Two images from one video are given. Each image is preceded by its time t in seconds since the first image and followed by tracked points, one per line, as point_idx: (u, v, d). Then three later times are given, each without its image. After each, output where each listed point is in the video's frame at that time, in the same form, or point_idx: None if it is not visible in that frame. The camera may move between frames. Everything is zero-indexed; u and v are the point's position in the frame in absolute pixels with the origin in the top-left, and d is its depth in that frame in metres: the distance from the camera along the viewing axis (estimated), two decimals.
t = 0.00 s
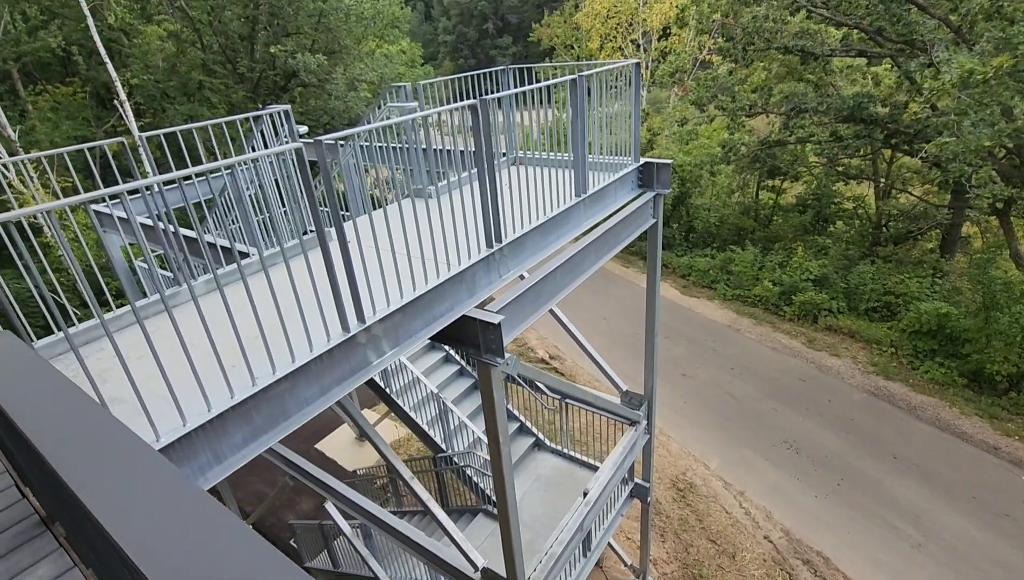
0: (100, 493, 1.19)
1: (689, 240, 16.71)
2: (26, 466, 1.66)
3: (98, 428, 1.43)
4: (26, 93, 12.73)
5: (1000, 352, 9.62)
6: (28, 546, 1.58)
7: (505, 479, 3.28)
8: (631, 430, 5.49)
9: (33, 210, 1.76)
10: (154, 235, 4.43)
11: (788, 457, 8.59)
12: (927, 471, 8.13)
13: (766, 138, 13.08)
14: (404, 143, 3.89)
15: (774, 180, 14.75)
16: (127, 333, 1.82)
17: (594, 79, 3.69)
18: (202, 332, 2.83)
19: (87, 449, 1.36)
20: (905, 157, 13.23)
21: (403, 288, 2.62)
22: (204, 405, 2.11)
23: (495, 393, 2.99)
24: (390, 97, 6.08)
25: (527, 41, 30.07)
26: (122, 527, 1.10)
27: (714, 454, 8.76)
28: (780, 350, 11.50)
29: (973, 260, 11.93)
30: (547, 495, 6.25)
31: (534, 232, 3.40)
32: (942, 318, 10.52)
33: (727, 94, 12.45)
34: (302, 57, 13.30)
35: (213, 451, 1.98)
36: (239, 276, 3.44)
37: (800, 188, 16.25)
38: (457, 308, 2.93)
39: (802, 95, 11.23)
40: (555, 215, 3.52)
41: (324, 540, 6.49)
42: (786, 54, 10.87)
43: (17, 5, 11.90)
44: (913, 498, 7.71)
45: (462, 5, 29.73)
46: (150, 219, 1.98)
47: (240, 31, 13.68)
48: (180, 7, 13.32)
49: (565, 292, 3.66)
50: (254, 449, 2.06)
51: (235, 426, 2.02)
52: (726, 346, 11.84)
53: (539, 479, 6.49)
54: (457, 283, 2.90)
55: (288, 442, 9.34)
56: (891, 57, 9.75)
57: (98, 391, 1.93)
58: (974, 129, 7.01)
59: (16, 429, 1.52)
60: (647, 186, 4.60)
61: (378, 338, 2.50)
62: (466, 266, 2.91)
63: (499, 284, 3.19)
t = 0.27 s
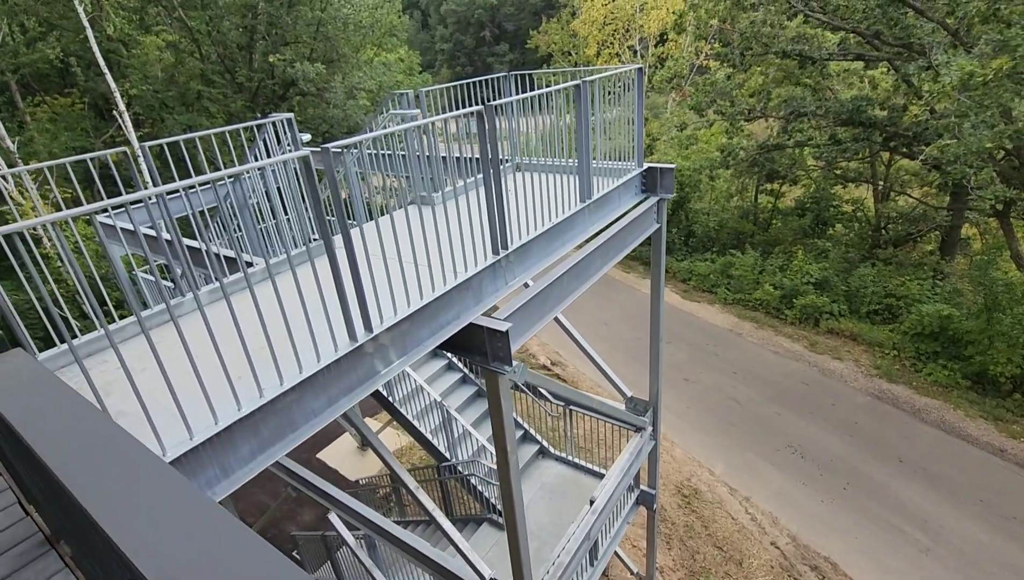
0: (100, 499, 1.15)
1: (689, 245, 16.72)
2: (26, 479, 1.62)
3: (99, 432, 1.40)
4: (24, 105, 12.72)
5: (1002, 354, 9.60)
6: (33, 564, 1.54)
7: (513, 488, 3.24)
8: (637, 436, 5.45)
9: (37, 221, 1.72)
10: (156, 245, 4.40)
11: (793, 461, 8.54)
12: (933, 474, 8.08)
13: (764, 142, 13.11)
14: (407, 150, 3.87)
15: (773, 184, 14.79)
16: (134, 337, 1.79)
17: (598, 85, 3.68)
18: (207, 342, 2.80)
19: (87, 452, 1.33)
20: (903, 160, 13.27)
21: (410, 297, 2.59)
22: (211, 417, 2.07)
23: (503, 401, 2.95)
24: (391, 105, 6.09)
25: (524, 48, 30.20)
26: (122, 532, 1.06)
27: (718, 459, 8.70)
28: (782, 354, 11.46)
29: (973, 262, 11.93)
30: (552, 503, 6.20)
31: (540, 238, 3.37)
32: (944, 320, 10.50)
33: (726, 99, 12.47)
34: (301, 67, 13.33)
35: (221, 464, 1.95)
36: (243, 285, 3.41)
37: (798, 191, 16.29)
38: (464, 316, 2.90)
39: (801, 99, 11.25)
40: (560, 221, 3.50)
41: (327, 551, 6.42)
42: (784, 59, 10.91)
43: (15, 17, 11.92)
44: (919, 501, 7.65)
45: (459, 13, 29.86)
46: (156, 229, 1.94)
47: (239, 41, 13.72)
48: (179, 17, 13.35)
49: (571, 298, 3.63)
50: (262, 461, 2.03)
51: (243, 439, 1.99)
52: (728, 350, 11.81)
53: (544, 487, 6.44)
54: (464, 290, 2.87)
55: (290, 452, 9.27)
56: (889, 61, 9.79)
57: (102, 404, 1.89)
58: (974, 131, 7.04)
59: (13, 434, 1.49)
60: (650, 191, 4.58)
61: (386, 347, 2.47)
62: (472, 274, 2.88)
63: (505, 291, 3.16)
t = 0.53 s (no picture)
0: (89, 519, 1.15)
1: (691, 250, 16.69)
2: (20, 495, 1.58)
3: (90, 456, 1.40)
4: (26, 113, 12.73)
5: (1009, 358, 9.54)
6: None
7: (521, 499, 3.18)
8: (644, 444, 5.39)
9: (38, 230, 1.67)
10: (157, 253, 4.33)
11: (800, 468, 8.46)
12: (942, 480, 8.00)
13: (766, 147, 13.11)
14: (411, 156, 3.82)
15: (774, 188, 14.80)
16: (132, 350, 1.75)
17: (604, 90, 3.65)
18: (210, 353, 2.75)
19: (76, 471, 1.32)
20: (905, 163, 13.27)
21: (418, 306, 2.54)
22: (215, 432, 2.02)
23: (511, 411, 2.90)
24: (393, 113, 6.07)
25: (524, 55, 30.29)
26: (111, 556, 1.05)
27: (724, 466, 8.62)
28: (787, 359, 11.40)
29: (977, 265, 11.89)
30: (558, 513, 6.12)
31: (547, 245, 3.33)
32: (949, 324, 10.45)
33: (729, 104, 12.49)
34: (302, 74, 13.35)
35: (226, 481, 1.89)
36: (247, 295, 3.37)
37: (800, 196, 16.30)
38: (472, 325, 2.85)
39: (804, 104, 11.27)
40: (568, 227, 3.45)
41: (330, 561, 6.34)
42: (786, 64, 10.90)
43: (17, 26, 11.94)
44: (928, 508, 7.57)
45: (459, 20, 30.00)
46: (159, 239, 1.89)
47: (240, 49, 13.74)
48: (180, 26, 13.38)
49: (579, 306, 3.58)
50: (268, 478, 1.97)
51: (249, 454, 1.93)
52: (732, 355, 11.75)
53: (549, 496, 6.36)
54: (472, 298, 2.82)
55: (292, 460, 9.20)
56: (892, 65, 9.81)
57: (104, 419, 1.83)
58: (979, 135, 7.03)
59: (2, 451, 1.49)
60: (657, 197, 4.55)
61: (393, 358, 2.42)
62: (480, 282, 2.83)
63: (513, 299, 3.11)
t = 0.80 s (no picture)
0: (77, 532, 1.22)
1: (693, 255, 16.66)
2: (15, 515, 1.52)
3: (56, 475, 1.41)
4: (27, 120, 12.72)
5: (1016, 364, 9.48)
6: None
7: (530, 511, 3.12)
8: (650, 453, 5.33)
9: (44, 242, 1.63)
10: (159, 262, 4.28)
11: (806, 475, 8.38)
12: (950, 487, 7.92)
13: (768, 152, 13.10)
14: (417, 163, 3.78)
15: (776, 193, 14.78)
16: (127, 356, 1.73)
17: (613, 96, 3.62)
18: (214, 365, 2.69)
19: (67, 474, 1.37)
20: (908, 168, 13.26)
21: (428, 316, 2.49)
22: (221, 448, 1.96)
23: (522, 423, 2.85)
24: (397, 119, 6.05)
25: (524, 60, 30.37)
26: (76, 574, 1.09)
27: (729, 474, 8.54)
28: (791, 365, 11.33)
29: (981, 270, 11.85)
30: (563, 522, 6.05)
31: (556, 253, 3.28)
32: (955, 330, 10.39)
33: (732, 109, 12.47)
34: (304, 80, 13.35)
35: (232, 499, 1.83)
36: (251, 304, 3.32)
37: (802, 201, 16.28)
38: (481, 334, 2.80)
39: (807, 109, 11.26)
40: (577, 235, 3.41)
41: (332, 571, 6.26)
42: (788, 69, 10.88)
43: (20, 33, 11.95)
44: (937, 516, 7.48)
45: (459, 26, 30.11)
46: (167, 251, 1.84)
47: (242, 55, 13.75)
48: (182, 32, 13.40)
49: (588, 314, 3.53)
50: (274, 495, 1.92)
51: (255, 471, 1.87)
52: (735, 361, 11.68)
53: (554, 505, 6.29)
54: (481, 308, 2.77)
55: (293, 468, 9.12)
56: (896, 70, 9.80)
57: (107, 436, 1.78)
58: (985, 140, 6.99)
59: None
60: (664, 204, 4.51)
61: (402, 370, 2.37)
62: (489, 291, 2.78)
63: (522, 308, 3.06)
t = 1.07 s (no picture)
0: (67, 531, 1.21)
1: (694, 259, 16.62)
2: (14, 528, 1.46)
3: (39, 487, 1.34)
4: (27, 122, 12.69)
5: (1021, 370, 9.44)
6: None
7: (539, 520, 3.07)
8: (656, 460, 5.27)
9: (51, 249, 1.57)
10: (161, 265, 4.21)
11: (810, 482, 8.31)
12: (956, 494, 7.86)
13: (770, 157, 13.08)
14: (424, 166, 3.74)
15: (778, 197, 14.78)
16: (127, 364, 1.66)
17: (623, 100, 3.60)
18: (219, 371, 2.64)
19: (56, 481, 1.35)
20: (910, 173, 13.27)
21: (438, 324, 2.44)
22: (229, 459, 1.90)
23: (531, 430, 2.80)
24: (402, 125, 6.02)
25: (524, 65, 30.43)
26: (75, 576, 1.06)
27: (734, 480, 8.46)
28: (794, 370, 11.28)
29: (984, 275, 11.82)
30: (568, 529, 5.98)
31: (565, 258, 3.24)
32: (958, 335, 10.36)
33: (735, 112, 12.45)
34: (306, 83, 13.34)
35: (239, 512, 1.77)
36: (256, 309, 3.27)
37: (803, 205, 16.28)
38: (491, 341, 2.75)
39: (810, 114, 11.26)
40: (586, 240, 3.36)
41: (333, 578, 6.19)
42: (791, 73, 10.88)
43: (21, 35, 11.93)
44: (944, 523, 7.42)
45: (459, 30, 30.22)
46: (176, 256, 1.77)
47: (244, 58, 13.75)
48: (184, 35, 13.41)
49: (596, 320, 3.49)
50: (283, 507, 1.86)
51: (263, 483, 1.81)
52: (738, 366, 11.63)
53: (559, 512, 6.23)
54: (491, 314, 2.72)
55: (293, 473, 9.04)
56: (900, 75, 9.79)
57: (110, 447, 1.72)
58: (992, 145, 6.99)
59: None
60: (671, 209, 4.48)
61: (412, 378, 2.32)
62: (500, 297, 2.73)
63: (532, 315, 3.01)
